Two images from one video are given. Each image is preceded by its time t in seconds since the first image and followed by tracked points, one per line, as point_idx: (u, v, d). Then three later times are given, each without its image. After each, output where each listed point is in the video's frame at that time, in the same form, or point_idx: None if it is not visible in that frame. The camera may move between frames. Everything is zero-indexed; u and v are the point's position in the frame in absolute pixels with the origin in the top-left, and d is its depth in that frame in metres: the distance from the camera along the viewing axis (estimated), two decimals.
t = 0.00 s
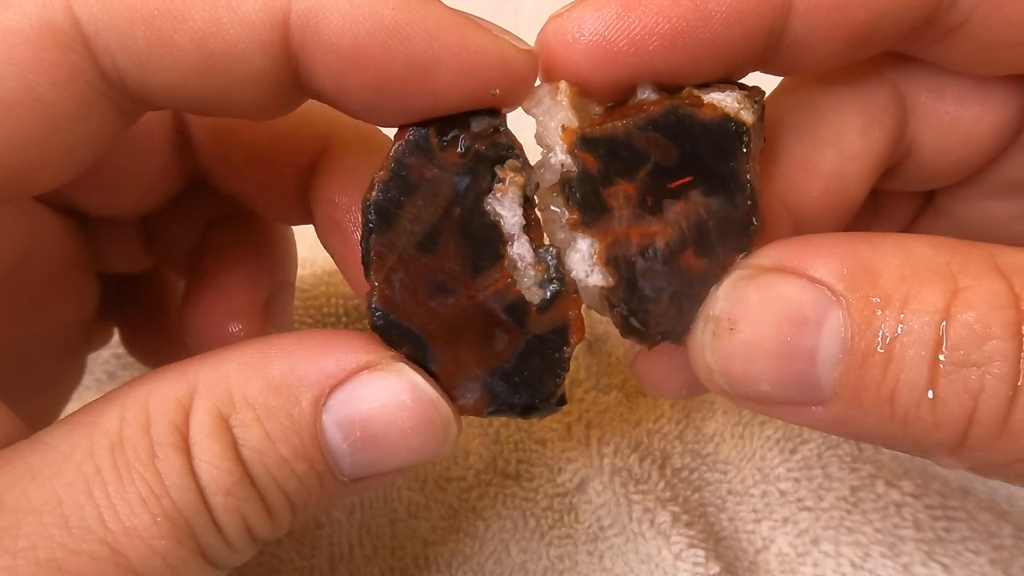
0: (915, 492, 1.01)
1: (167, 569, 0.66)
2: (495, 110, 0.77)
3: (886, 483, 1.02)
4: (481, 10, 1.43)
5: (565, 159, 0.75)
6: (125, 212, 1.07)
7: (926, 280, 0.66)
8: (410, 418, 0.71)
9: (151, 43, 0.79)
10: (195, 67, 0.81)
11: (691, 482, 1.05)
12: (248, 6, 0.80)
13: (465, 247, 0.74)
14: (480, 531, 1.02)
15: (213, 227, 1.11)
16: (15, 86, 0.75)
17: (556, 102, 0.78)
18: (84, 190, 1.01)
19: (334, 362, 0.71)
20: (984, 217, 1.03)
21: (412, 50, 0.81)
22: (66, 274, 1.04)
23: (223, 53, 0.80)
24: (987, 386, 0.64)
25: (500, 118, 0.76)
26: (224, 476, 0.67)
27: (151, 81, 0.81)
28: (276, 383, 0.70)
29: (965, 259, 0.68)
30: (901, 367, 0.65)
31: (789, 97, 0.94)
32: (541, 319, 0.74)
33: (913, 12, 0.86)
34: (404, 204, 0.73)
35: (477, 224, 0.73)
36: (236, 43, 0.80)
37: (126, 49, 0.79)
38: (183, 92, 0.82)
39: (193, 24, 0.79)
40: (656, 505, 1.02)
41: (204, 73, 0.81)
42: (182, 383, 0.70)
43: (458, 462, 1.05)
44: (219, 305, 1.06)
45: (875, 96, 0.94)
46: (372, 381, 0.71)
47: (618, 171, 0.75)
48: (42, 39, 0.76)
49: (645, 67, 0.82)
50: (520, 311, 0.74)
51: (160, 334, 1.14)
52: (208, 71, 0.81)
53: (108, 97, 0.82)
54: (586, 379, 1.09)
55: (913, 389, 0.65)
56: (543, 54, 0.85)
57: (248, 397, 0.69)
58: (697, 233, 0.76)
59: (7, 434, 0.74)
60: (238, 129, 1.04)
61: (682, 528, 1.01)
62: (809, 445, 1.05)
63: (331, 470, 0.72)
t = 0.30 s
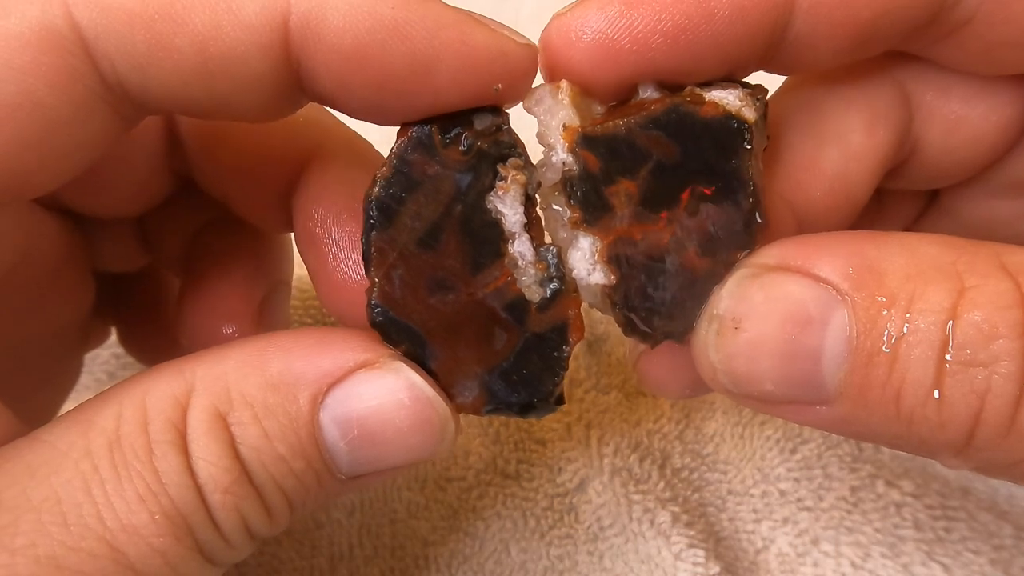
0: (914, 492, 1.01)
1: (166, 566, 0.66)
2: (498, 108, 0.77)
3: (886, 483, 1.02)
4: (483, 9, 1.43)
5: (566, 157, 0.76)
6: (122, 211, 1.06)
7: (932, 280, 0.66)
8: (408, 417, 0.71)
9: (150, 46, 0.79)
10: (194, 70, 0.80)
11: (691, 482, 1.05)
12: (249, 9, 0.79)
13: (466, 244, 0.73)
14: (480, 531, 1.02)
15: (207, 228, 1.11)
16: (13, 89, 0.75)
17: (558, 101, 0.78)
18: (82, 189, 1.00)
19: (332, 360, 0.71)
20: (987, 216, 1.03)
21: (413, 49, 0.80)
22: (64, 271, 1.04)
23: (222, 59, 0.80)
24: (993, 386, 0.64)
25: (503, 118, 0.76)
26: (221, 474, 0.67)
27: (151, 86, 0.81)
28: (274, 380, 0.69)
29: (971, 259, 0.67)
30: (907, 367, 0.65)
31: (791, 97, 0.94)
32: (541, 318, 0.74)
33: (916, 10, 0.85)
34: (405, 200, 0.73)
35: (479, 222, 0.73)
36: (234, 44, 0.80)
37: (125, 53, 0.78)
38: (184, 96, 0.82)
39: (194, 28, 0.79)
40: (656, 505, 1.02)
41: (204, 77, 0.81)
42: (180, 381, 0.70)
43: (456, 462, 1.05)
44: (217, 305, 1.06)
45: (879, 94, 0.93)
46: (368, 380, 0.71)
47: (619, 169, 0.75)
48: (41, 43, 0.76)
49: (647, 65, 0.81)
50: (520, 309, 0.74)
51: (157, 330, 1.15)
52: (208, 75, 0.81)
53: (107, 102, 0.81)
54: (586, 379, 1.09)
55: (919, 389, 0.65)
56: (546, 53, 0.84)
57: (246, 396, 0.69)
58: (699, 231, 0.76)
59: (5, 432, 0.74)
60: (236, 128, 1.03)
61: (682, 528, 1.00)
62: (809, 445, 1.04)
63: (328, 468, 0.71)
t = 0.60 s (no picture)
0: (914, 492, 1.01)
1: (160, 566, 0.66)
2: (484, 105, 0.77)
3: (886, 483, 1.02)
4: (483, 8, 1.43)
5: (567, 150, 0.76)
6: (119, 205, 1.06)
7: (935, 271, 0.66)
8: (402, 415, 0.71)
9: (135, 34, 0.79)
10: (179, 58, 0.80)
11: (691, 482, 1.05)
12: None
13: (456, 243, 0.73)
14: (480, 531, 1.02)
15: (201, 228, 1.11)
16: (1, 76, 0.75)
17: (559, 93, 0.78)
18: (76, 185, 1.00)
19: (326, 360, 0.71)
20: (988, 212, 1.03)
21: (398, 44, 0.81)
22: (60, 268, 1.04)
23: (208, 43, 0.80)
24: (996, 376, 0.64)
25: (490, 115, 0.76)
26: (216, 474, 0.67)
27: (141, 73, 0.81)
28: (267, 381, 0.69)
29: (973, 251, 0.67)
30: (909, 357, 0.65)
31: (792, 91, 0.94)
32: (532, 314, 0.74)
33: (916, 4, 0.85)
34: (394, 200, 0.73)
35: (468, 220, 0.74)
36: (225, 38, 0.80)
37: (110, 39, 0.78)
38: (168, 83, 0.82)
39: (179, 15, 0.79)
40: (656, 505, 1.02)
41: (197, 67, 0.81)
42: (172, 381, 0.70)
43: (455, 462, 1.05)
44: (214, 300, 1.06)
45: (881, 88, 0.93)
46: (360, 380, 0.70)
47: (621, 162, 0.75)
48: (26, 27, 0.76)
49: (650, 56, 0.81)
50: (511, 306, 0.74)
51: (150, 326, 1.15)
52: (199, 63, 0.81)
53: (94, 88, 0.81)
54: (586, 380, 1.09)
55: (923, 379, 0.65)
56: (547, 44, 0.84)
57: (239, 395, 0.69)
58: (701, 223, 0.76)
59: None
60: (225, 121, 1.04)
61: (682, 528, 1.00)
62: (809, 445, 1.04)
63: (323, 468, 0.71)
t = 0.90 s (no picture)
0: (914, 492, 1.01)
1: (166, 567, 0.66)
2: (487, 105, 0.77)
3: (886, 483, 1.02)
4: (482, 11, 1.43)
5: (567, 155, 0.76)
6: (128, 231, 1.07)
7: (934, 277, 0.66)
8: (408, 412, 0.71)
9: (140, 34, 0.79)
10: (187, 59, 0.80)
11: (691, 482, 1.05)
12: None
13: (459, 242, 0.73)
14: (480, 531, 1.02)
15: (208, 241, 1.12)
16: (6, 75, 0.75)
17: (559, 98, 0.78)
18: (82, 189, 1.00)
19: (332, 358, 0.71)
20: (988, 215, 1.03)
21: (404, 43, 0.81)
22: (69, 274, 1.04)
23: (214, 44, 0.80)
24: (995, 383, 0.64)
25: (493, 115, 0.76)
26: (222, 473, 0.67)
27: (147, 72, 0.81)
28: (272, 380, 0.69)
29: (972, 256, 0.67)
30: (909, 364, 0.65)
31: (793, 93, 0.95)
32: (536, 312, 0.74)
33: (915, 7, 0.85)
34: (398, 200, 0.73)
35: (471, 220, 0.73)
36: (231, 37, 0.80)
37: (117, 40, 0.79)
38: (175, 82, 0.82)
39: (184, 16, 0.79)
40: (656, 505, 1.02)
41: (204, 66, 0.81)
42: (179, 382, 0.69)
43: (455, 462, 1.05)
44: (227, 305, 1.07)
45: (880, 92, 0.93)
46: (368, 377, 0.71)
47: (621, 168, 0.75)
48: (33, 28, 0.75)
49: (649, 62, 0.81)
50: (515, 304, 0.74)
51: (155, 334, 1.15)
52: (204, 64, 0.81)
53: (99, 88, 0.81)
54: (586, 380, 1.09)
55: (922, 386, 0.65)
56: (546, 51, 0.84)
57: (246, 394, 0.69)
58: (701, 229, 0.76)
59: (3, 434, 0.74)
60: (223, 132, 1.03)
61: (682, 528, 1.00)
62: (809, 445, 1.04)
63: (329, 466, 0.71)
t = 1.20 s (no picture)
0: (914, 492, 1.01)
1: None
2: (489, 112, 0.77)
3: (886, 483, 1.02)
4: (480, 12, 1.43)
5: (566, 157, 0.76)
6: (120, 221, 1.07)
7: (932, 279, 0.66)
8: (410, 420, 0.71)
9: (140, 39, 0.79)
10: (192, 64, 0.81)
11: (691, 482, 1.05)
12: (244, 2, 0.80)
13: (461, 247, 0.74)
14: (480, 531, 1.02)
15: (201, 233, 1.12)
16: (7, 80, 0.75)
17: (558, 100, 0.78)
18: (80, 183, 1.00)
19: (334, 366, 0.71)
20: (987, 216, 1.03)
21: (406, 47, 0.81)
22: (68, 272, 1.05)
23: (217, 48, 0.80)
24: (993, 383, 0.64)
25: (494, 121, 0.77)
26: (221, 483, 0.67)
27: (147, 77, 0.81)
28: (273, 388, 0.69)
29: (970, 258, 0.67)
30: (907, 366, 0.65)
31: (793, 95, 0.94)
32: (539, 317, 0.74)
33: (914, 9, 0.85)
34: (400, 206, 0.73)
35: (473, 225, 0.74)
36: (235, 42, 0.80)
37: (120, 43, 0.78)
38: (177, 86, 0.82)
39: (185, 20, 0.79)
40: (656, 505, 1.02)
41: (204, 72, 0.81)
42: (179, 391, 0.70)
43: (455, 463, 1.05)
44: (208, 307, 1.08)
45: (879, 94, 0.93)
46: (371, 385, 0.71)
47: (620, 169, 0.75)
48: (36, 31, 0.76)
49: (648, 63, 0.81)
50: (518, 309, 0.74)
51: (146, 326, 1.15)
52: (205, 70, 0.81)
53: (100, 93, 0.81)
54: (586, 380, 1.09)
55: (919, 387, 0.65)
56: (546, 52, 0.84)
57: (247, 402, 0.69)
58: (700, 231, 0.76)
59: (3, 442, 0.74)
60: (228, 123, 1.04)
61: (682, 527, 1.00)
62: (809, 445, 1.04)
63: (331, 475, 0.72)
